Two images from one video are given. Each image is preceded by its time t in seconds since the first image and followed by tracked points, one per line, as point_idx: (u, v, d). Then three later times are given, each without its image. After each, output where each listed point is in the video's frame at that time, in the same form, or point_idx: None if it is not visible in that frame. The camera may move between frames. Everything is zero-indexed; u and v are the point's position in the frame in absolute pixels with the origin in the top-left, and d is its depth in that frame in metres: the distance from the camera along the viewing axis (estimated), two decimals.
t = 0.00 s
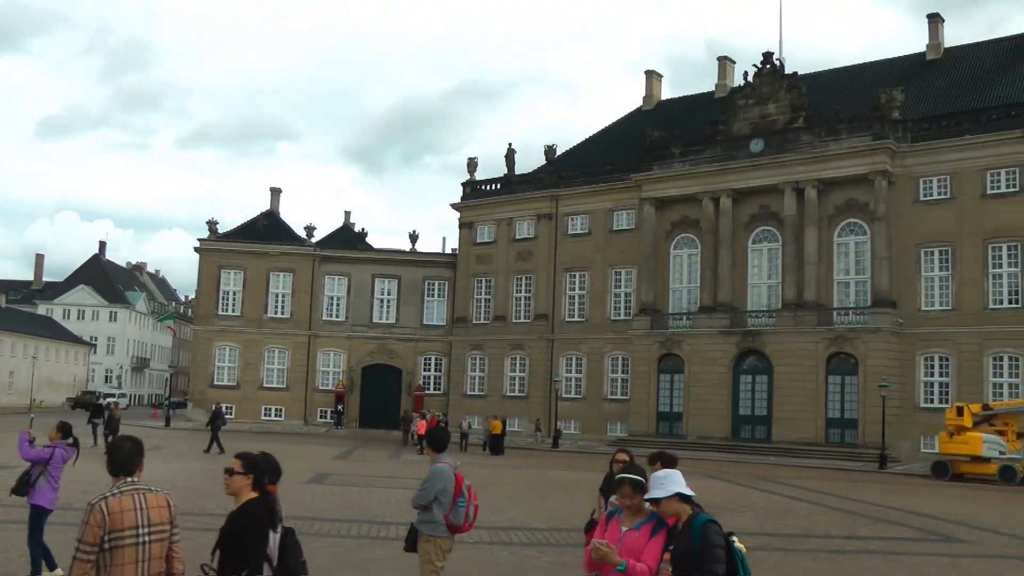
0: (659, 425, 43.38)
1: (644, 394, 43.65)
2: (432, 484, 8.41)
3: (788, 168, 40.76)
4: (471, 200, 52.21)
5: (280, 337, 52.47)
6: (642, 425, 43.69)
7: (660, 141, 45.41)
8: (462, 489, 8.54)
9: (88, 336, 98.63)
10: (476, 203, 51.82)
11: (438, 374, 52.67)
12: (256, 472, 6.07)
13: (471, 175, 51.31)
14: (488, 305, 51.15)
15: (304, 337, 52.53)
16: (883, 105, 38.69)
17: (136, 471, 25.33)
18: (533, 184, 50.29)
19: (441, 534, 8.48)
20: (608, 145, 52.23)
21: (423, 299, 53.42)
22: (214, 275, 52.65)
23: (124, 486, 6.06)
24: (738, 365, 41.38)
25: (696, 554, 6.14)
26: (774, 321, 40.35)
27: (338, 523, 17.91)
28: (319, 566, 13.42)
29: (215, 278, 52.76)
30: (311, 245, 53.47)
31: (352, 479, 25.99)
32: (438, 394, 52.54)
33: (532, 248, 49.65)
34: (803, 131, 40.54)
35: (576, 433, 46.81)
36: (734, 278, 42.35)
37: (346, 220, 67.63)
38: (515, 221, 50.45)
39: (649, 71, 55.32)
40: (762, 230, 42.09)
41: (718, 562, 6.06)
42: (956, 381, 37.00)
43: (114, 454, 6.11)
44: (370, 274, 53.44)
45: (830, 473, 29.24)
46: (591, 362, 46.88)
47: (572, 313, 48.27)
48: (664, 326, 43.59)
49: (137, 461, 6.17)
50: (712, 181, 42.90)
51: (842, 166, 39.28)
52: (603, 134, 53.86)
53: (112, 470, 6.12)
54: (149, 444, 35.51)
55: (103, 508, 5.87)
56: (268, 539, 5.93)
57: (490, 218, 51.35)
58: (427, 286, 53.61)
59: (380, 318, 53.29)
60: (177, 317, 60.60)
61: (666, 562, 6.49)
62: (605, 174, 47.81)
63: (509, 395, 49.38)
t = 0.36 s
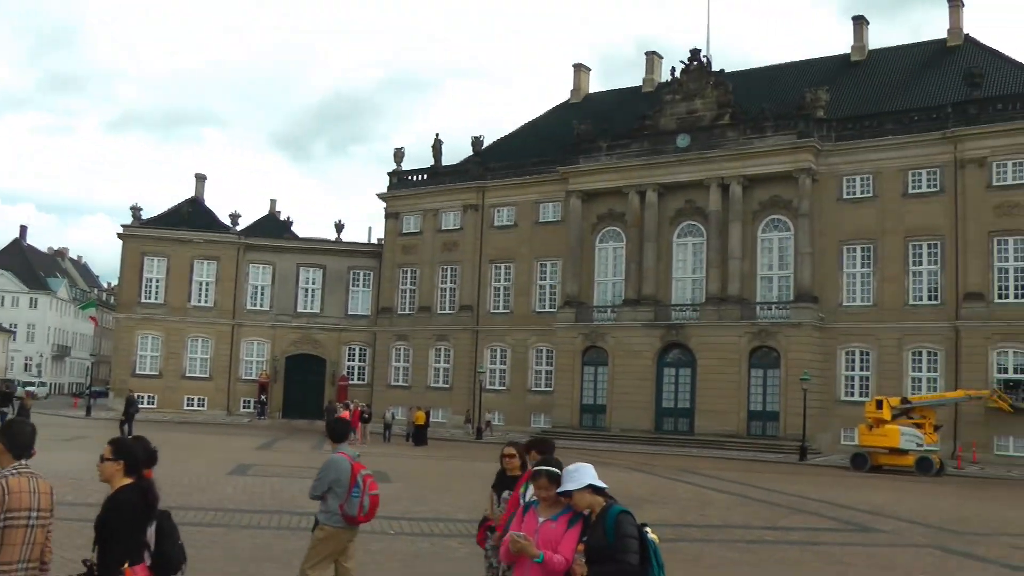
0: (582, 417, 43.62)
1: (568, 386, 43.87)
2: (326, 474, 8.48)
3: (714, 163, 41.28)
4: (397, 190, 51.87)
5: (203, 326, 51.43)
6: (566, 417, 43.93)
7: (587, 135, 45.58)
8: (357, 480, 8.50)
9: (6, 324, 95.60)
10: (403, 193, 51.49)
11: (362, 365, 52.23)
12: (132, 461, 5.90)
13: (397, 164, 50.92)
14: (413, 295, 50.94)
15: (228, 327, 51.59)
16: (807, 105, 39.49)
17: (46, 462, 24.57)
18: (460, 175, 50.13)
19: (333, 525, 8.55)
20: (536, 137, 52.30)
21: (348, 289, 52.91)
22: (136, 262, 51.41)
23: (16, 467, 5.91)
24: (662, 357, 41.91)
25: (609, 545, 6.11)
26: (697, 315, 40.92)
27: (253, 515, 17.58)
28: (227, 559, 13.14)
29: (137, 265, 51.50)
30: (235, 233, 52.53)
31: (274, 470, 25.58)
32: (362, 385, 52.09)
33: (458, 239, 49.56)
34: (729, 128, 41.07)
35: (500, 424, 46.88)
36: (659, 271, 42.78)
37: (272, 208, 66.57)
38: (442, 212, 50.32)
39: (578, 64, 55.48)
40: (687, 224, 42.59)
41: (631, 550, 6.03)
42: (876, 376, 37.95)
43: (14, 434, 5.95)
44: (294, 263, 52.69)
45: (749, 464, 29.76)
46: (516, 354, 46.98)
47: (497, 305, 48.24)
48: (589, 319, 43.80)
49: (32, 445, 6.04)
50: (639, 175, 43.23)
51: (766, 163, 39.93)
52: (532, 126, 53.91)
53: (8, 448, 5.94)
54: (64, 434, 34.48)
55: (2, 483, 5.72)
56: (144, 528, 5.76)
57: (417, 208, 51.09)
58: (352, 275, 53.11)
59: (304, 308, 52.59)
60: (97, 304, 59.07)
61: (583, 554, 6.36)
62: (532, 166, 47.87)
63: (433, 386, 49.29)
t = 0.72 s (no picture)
0: (535, 416, 43.68)
1: (520, 384, 43.93)
2: (239, 474, 8.42)
3: (667, 164, 41.53)
4: (351, 188, 51.57)
5: (155, 324, 50.68)
6: (518, 416, 43.96)
7: (541, 134, 45.62)
8: (271, 482, 8.41)
9: None
10: (357, 191, 51.21)
11: (316, 364, 51.89)
12: (37, 462, 5.85)
13: (351, 162, 50.63)
14: (366, 294, 50.67)
15: (180, 325, 50.90)
16: (760, 107, 39.85)
17: None
18: (414, 173, 49.89)
19: (249, 526, 8.51)
20: (490, 135, 52.25)
21: (301, 286, 52.53)
22: (87, 258, 50.44)
23: None
24: (615, 357, 42.07)
25: (554, 544, 6.06)
26: (651, 314, 41.19)
27: (201, 515, 17.33)
28: (171, 561, 12.93)
29: (88, 262, 50.52)
30: (188, 230, 51.86)
31: (226, 470, 25.28)
32: (315, 383, 51.74)
33: (412, 237, 49.41)
34: (683, 128, 41.38)
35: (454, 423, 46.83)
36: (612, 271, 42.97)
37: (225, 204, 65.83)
38: (395, 210, 50.13)
39: (532, 63, 55.49)
40: (640, 225, 42.81)
41: (577, 549, 6.01)
42: (827, 375, 38.44)
43: None
44: (247, 261, 52.17)
45: (701, 463, 29.97)
46: (469, 352, 46.94)
47: (451, 303, 48.14)
48: (542, 318, 43.89)
49: None
50: (593, 175, 43.35)
51: (719, 164, 40.25)
52: (487, 124, 53.85)
53: None
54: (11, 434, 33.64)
55: None
56: (47, 529, 5.71)
57: (371, 206, 50.84)
58: (305, 273, 52.72)
59: (257, 306, 52.06)
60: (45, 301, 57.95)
61: (528, 552, 6.20)
62: (486, 165, 47.86)
63: (386, 385, 49.11)
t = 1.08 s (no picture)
0: (491, 411, 43.74)
1: (476, 380, 43.97)
2: (171, 469, 8.33)
3: (624, 160, 41.73)
4: (307, 182, 51.23)
5: (109, 320, 49.92)
6: (475, 412, 43.94)
7: (498, 129, 45.59)
8: (204, 476, 8.39)
9: None
10: (313, 185, 50.87)
11: (271, 359, 51.57)
12: None
13: (307, 157, 50.30)
14: (322, 289, 50.39)
15: (134, 320, 50.21)
16: (716, 104, 40.16)
17: None
18: (371, 168, 49.63)
19: (182, 522, 8.44)
20: (447, 131, 52.16)
21: (256, 282, 52.10)
22: (39, 252, 49.40)
23: None
24: (571, 352, 42.19)
25: (503, 538, 6.03)
26: (606, 310, 41.30)
27: (151, 513, 17.09)
28: (118, 559, 12.76)
29: (40, 256, 49.49)
30: (142, 224, 51.14)
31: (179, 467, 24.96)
32: (271, 379, 51.42)
33: (368, 232, 49.17)
34: (639, 125, 41.62)
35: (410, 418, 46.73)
36: (568, 267, 43.10)
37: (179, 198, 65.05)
38: (351, 206, 49.87)
39: (490, 58, 55.45)
40: (596, 221, 42.94)
41: (525, 543, 5.99)
42: (781, 370, 38.89)
43: None
44: (202, 255, 51.65)
45: (656, 457, 30.18)
46: (425, 348, 46.85)
47: (407, 299, 48.00)
48: (498, 314, 43.94)
49: None
50: (550, 171, 43.42)
51: (676, 160, 40.53)
52: (444, 119, 53.76)
53: None
54: None
55: None
56: None
57: (327, 201, 50.50)
58: (261, 268, 52.30)
59: (212, 302, 51.52)
60: None
61: (476, 547, 6.18)
62: (443, 160, 47.77)
63: (342, 380, 48.87)
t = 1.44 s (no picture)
0: (451, 409, 43.71)
1: (436, 378, 43.94)
2: (126, 472, 8.17)
3: (584, 159, 41.86)
4: (267, 179, 50.87)
5: (67, 318, 49.12)
6: (434, 410, 43.87)
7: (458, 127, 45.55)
8: (157, 473, 8.41)
9: None
10: (272, 182, 50.50)
11: (230, 357, 51.21)
12: None
13: (267, 154, 49.93)
14: (281, 286, 50.08)
15: (91, 318, 49.47)
16: (676, 103, 40.40)
17: None
18: (331, 165, 49.37)
19: (135, 522, 8.31)
20: (407, 128, 52.04)
21: (215, 279, 51.65)
22: None
23: None
24: (531, 350, 42.28)
25: (452, 536, 5.99)
26: (565, 308, 41.45)
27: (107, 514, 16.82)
28: (70, 562, 12.57)
29: None
30: (100, 220, 50.40)
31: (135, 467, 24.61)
32: (230, 377, 51.04)
33: (328, 230, 48.90)
34: (599, 124, 41.80)
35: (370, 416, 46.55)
36: (528, 266, 43.17)
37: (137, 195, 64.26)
38: (311, 203, 49.55)
39: (450, 56, 55.43)
40: (556, 219, 43.05)
41: (475, 541, 5.93)
42: (740, 367, 39.26)
43: None
44: (161, 253, 51.10)
45: (618, 455, 30.30)
46: (384, 347, 46.70)
47: (366, 297, 47.80)
48: (458, 312, 43.91)
49: None
50: (510, 169, 43.46)
51: (635, 159, 40.76)
52: (405, 116, 53.63)
53: None
54: None
55: None
56: None
57: (287, 198, 50.15)
58: (220, 265, 51.87)
59: (170, 299, 50.97)
60: None
61: (426, 545, 6.16)
62: (403, 157, 47.64)
63: (301, 378, 48.60)
